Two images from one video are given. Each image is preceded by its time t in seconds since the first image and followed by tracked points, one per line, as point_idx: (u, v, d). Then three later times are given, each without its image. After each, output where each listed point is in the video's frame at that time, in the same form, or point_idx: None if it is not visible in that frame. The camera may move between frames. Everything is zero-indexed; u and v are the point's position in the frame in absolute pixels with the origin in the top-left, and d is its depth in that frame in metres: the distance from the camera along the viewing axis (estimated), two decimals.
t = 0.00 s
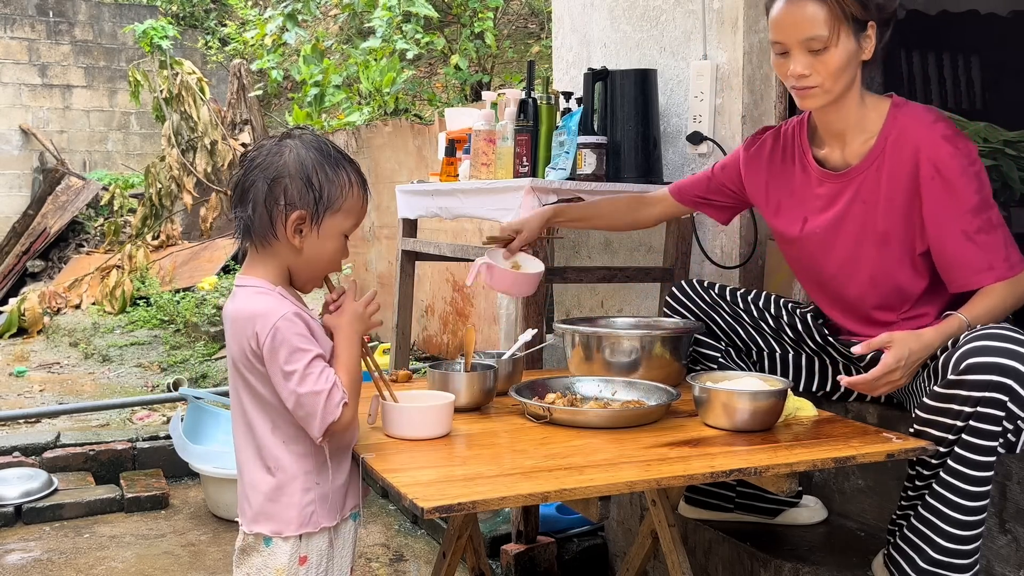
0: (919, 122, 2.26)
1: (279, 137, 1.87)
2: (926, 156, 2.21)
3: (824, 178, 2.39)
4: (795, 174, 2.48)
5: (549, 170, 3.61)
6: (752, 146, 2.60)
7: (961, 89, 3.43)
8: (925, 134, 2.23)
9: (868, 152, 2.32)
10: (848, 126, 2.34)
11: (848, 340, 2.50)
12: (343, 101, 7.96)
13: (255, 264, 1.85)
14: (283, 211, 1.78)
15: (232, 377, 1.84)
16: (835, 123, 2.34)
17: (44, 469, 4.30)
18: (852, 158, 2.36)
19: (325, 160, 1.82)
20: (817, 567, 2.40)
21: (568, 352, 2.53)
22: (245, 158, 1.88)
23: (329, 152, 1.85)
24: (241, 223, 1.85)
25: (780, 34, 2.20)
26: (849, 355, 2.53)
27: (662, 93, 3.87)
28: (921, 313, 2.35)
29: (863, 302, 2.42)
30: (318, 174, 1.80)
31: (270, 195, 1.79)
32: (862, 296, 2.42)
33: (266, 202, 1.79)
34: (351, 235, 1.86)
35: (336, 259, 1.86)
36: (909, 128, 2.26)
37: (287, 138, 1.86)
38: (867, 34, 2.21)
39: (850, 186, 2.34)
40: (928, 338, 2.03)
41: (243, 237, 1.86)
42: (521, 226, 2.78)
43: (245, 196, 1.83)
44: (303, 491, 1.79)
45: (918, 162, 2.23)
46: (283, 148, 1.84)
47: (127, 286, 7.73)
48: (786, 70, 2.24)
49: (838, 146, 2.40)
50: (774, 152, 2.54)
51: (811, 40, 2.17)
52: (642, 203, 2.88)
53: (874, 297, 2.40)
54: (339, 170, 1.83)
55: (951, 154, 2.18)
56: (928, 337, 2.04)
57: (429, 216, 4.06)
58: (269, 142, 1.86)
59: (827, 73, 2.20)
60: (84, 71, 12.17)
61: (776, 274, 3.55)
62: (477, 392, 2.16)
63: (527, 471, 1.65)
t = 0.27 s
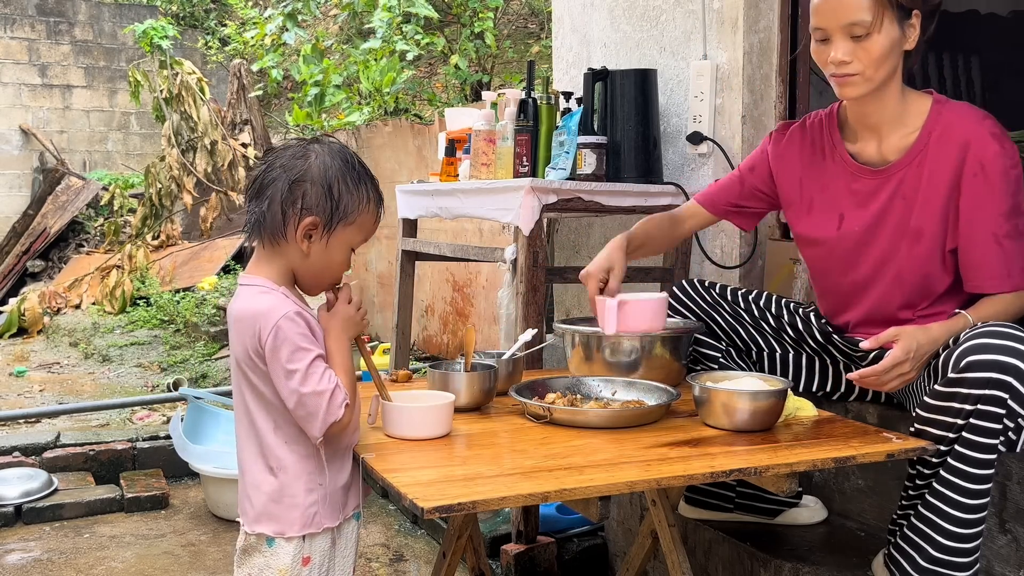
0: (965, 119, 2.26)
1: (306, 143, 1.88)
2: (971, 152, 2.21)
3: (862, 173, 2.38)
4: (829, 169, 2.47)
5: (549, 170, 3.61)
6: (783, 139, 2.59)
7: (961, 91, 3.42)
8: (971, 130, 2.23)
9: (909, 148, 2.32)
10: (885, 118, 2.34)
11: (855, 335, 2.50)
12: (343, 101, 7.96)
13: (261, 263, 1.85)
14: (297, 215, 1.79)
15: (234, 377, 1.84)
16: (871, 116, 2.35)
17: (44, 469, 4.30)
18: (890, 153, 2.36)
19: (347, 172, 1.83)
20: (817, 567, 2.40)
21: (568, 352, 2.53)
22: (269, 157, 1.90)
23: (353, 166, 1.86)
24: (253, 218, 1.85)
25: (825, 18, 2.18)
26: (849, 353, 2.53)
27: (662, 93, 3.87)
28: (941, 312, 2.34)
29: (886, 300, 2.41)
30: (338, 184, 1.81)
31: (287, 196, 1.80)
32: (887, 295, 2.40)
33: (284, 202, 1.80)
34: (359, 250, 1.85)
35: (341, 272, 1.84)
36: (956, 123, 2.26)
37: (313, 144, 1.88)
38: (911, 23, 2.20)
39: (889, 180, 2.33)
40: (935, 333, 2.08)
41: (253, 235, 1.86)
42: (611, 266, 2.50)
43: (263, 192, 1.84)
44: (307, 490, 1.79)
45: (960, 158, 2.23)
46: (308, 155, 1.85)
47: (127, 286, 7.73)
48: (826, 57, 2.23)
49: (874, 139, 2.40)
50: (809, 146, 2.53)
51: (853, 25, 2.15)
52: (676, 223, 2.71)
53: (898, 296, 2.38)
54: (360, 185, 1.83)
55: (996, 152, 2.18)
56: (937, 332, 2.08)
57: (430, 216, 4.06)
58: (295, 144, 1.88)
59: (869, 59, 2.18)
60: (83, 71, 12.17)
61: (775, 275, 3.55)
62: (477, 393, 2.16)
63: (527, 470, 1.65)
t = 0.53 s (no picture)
0: (990, 122, 2.27)
1: (322, 142, 1.89)
2: (999, 156, 2.23)
3: (885, 177, 2.36)
4: (847, 174, 2.43)
5: (549, 170, 3.61)
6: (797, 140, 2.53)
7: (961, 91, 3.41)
8: (998, 133, 2.25)
9: (933, 152, 2.30)
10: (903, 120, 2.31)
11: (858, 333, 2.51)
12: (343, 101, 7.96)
13: (271, 260, 1.84)
14: (309, 211, 1.79)
15: (241, 375, 1.83)
16: (892, 116, 2.31)
17: (44, 469, 4.30)
18: (911, 157, 2.34)
19: (362, 172, 1.84)
20: (817, 567, 2.40)
21: (568, 352, 2.53)
22: (283, 155, 1.90)
23: (367, 167, 1.86)
24: (265, 212, 1.85)
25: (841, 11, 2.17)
26: (850, 352, 2.54)
27: (662, 93, 3.86)
28: (956, 313, 2.36)
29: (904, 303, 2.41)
30: (353, 184, 1.81)
31: (301, 193, 1.80)
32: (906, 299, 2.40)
33: (298, 197, 1.80)
34: (369, 251, 1.85)
35: (349, 271, 1.85)
36: (983, 126, 2.27)
37: (329, 143, 1.88)
38: (929, 18, 2.18)
39: (911, 184, 2.32)
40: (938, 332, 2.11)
41: (264, 231, 1.86)
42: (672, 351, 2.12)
43: (277, 187, 1.84)
44: (309, 491, 1.79)
45: (988, 161, 2.24)
46: (323, 153, 1.85)
47: (127, 286, 7.73)
48: (842, 54, 2.22)
49: (892, 142, 2.37)
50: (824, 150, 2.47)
51: (868, 18, 2.14)
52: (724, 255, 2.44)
53: (917, 300, 2.38)
54: (374, 186, 1.84)
55: None
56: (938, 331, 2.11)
57: (430, 216, 4.05)
58: (312, 143, 1.88)
59: (884, 53, 2.16)
60: (84, 71, 12.17)
61: (776, 275, 3.49)
62: (477, 393, 2.16)
63: (529, 471, 1.65)
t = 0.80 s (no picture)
0: (990, 127, 2.26)
1: (308, 136, 1.89)
2: (996, 161, 2.22)
3: (883, 179, 2.35)
4: (846, 174, 2.43)
5: (549, 170, 3.61)
6: (796, 139, 2.52)
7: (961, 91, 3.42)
8: (996, 139, 2.23)
9: (932, 154, 2.30)
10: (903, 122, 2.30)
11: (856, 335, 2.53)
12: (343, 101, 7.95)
13: (271, 258, 1.84)
14: (304, 206, 1.79)
15: (246, 372, 1.84)
16: (892, 117, 2.30)
17: (44, 469, 4.30)
18: (909, 159, 2.34)
19: (351, 162, 1.84)
20: (817, 568, 2.40)
21: (568, 352, 2.53)
22: (271, 153, 1.89)
23: (356, 157, 1.87)
24: (258, 212, 1.85)
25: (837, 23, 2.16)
26: (850, 354, 2.56)
27: (662, 93, 3.86)
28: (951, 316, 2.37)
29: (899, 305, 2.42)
30: (344, 175, 1.82)
31: (293, 188, 1.80)
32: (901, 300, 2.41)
33: (291, 193, 1.80)
34: (366, 239, 1.86)
35: (349, 260, 1.86)
36: (982, 130, 2.26)
37: (316, 137, 1.88)
38: (930, 25, 2.16)
39: (910, 187, 2.32)
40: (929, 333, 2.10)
41: (260, 230, 1.85)
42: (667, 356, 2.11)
43: (269, 185, 1.84)
44: (308, 491, 1.79)
45: (985, 166, 2.23)
46: (311, 147, 1.85)
47: (127, 286, 7.72)
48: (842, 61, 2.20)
49: (891, 144, 2.37)
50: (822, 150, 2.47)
51: (867, 28, 2.12)
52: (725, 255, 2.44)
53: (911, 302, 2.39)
54: (364, 174, 1.84)
55: (1022, 162, 2.19)
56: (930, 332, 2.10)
57: (429, 216, 4.05)
58: (298, 138, 1.88)
59: (884, 63, 2.15)
60: (84, 71, 12.17)
61: (776, 275, 3.48)
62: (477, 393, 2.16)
63: (528, 471, 1.65)
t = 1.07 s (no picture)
0: (981, 123, 2.26)
1: (270, 130, 1.87)
2: (984, 156, 2.22)
3: (877, 172, 2.40)
4: (844, 168, 2.50)
5: (549, 170, 3.61)
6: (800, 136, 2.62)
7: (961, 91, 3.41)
8: (986, 134, 2.24)
9: (924, 149, 2.33)
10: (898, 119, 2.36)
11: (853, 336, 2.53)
12: (343, 101, 7.88)
13: (260, 261, 1.86)
14: (279, 205, 1.79)
15: (245, 373, 1.83)
16: (887, 114, 2.35)
17: (44, 469, 4.30)
18: (902, 152, 2.38)
19: (316, 150, 1.82)
20: (817, 567, 2.40)
21: (568, 352, 2.53)
22: (237, 155, 1.88)
23: (321, 143, 1.85)
24: (238, 219, 1.86)
25: (825, 30, 2.19)
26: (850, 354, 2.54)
27: (662, 93, 3.86)
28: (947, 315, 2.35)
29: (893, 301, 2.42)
30: (311, 164, 1.80)
31: (265, 188, 1.80)
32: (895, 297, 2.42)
33: (262, 196, 1.80)
34: (350, 222, 1.85)
35: (336, 248, 1.85)
36: (972, 125, 2.27)
37: (277, 131, 1.86)
38: (914, 24, 2.17)
39: (902, 180, 2.36)
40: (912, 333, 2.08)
41: (244, 236, 1.87)
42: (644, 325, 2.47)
43: (240, 192, 1.84)
44: (308, 491, 1.79)
45: (974, 161, 2.24)
46: (273, 142, 1.84)
47: (127, 286, 7.72)
48: (831, 67, 2.24)
49: (884, 139, 2.41)
50: (824, 147, 2.56)
51: (852, 38, 2.16)
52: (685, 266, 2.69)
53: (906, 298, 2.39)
54: (331, 158, 1.83)
55: (1010, 158, 2.19)
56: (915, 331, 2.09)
57: (429, 216, 4.05)
58: (259, 136, 1.86)
59: (872, 68, 2.20)
60: (84, 71, 12.17)
61: (776, 275, 3.48)
62: (476, 394, 2.16)
63: (528, 471, 1.65)
